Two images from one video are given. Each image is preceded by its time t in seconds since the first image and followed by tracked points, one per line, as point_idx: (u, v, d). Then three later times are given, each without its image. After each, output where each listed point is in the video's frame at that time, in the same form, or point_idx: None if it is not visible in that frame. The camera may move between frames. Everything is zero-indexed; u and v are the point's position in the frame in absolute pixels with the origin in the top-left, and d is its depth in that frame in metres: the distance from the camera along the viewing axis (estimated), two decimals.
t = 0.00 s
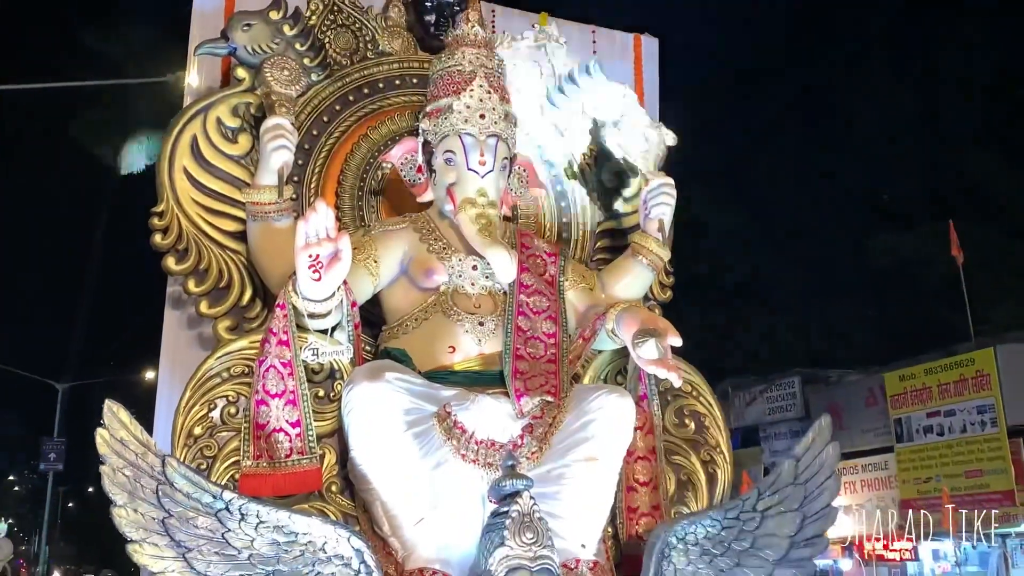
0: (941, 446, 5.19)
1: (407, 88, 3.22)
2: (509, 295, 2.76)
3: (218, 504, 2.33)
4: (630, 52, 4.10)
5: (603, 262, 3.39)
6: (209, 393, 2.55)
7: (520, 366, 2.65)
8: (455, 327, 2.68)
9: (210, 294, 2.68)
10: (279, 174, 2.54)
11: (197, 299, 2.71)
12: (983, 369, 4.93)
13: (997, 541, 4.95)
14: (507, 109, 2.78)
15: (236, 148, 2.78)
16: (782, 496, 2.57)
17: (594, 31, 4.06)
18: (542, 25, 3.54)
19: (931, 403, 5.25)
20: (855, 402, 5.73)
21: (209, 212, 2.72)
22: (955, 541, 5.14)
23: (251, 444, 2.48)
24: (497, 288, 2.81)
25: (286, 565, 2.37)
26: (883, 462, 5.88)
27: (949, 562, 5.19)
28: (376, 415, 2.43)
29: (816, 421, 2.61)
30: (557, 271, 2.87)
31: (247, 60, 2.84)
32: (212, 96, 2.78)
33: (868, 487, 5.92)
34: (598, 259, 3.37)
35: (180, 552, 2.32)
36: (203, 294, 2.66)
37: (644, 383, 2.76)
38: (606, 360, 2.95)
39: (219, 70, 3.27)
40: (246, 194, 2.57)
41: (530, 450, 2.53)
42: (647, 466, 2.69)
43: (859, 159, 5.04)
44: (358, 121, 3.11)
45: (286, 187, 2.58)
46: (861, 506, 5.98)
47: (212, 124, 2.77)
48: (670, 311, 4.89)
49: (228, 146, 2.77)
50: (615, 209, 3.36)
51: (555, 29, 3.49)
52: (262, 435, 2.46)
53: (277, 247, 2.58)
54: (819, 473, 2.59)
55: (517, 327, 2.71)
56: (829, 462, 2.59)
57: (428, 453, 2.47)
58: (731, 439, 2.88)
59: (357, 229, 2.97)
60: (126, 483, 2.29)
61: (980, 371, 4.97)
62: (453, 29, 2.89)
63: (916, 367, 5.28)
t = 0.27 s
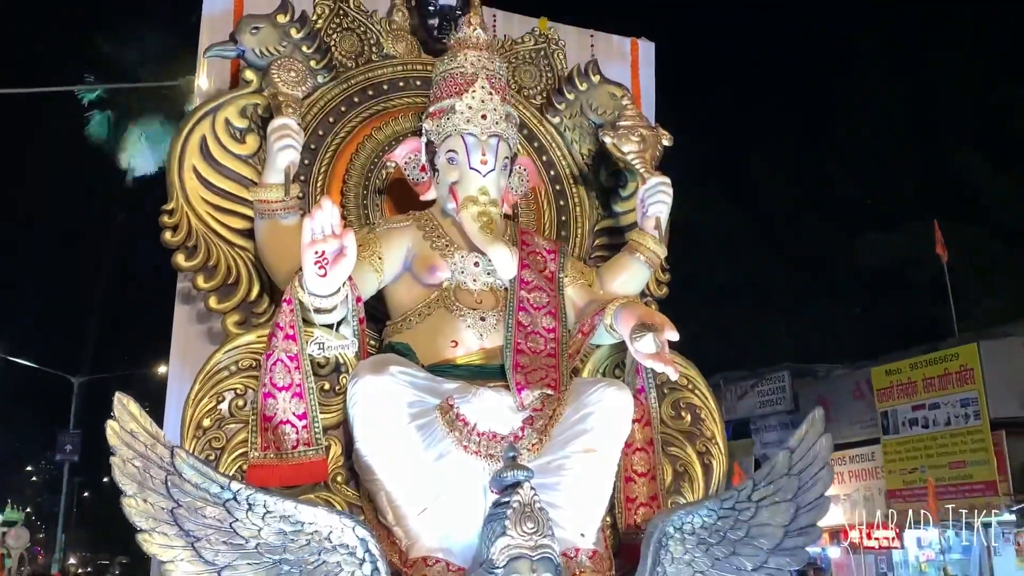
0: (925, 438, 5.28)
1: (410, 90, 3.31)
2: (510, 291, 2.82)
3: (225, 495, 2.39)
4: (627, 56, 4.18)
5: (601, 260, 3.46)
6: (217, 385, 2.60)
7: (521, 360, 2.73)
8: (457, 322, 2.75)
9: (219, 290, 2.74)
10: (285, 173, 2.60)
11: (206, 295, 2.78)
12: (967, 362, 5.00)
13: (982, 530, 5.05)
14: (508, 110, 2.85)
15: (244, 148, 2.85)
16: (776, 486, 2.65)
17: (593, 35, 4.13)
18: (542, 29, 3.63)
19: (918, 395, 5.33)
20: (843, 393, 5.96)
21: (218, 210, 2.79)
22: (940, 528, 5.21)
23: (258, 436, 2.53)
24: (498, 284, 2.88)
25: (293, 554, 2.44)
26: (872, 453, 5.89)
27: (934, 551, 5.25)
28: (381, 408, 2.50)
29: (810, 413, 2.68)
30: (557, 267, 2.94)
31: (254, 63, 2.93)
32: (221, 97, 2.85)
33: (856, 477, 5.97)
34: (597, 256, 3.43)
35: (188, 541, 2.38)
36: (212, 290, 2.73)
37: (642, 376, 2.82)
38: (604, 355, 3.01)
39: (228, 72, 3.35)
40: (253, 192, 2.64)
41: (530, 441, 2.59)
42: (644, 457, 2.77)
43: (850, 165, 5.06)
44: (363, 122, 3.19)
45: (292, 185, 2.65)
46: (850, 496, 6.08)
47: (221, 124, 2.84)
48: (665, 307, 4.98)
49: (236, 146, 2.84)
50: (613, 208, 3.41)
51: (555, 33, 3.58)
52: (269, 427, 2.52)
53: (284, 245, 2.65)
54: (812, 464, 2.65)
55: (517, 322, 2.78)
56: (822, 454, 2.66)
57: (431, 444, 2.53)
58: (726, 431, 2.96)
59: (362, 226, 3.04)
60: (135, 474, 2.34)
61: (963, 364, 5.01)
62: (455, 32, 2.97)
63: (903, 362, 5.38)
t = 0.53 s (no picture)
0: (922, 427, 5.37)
1: (412, 82, 3.33)
2: (512, 282, 2.83)
3: (228, 485, 2.42)
4: (628, 49, 4.18)
5: (602, 252, 3.47)
6: (220, 376, 2.61)
7: (523, 351, 2.74)
8: (459, 313, 2.75)
9: (222, 281, 2.76)
10: (287, 165, 2.61)
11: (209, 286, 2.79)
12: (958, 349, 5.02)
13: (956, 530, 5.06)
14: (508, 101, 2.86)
15: (246, 141, 2.86)
16: (777, 476, 2.68)
17: (593, 28, 4.14)
18: (543, 22, 3.64)
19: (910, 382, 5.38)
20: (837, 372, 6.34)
21: (221, 202, 2.81)
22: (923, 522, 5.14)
23: (261, 427, 2.55)
24: (501, 275, 2.88)
25: (295, 544, 2.45)
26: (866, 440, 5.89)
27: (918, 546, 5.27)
28: (382, 398, 2.52)
29: (810, 404, 2.70)
30: (558, 259, 2.95)
31: (256, 55, 2.94)
32: (223, 89, 2.87)
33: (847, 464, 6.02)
34: (598, 248, 3.44)
35: (191, 532, 2.39)
36: (215, 281, 2.74)
37: (643, 367, 2.85)
38: (606, 346, 3.02)
39: (230, 64, 3.36)
40: (255, 183, 2.65)
41: (532, 431, 2.61)
42: (647, 447, 2.78)
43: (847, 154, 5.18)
44: (364, 114, 3.20)
45: (293, 177, 2.65)
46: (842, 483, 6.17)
47: (223, 117, 2.84)
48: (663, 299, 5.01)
49: (238, 138, 2.85)
50: (614, 200, 3.44)
51: (556, 26, 3.59)
52: (272, 418, 2.53)
53: (286, 237, 2.66)
54: (813, 454, 2.69)
55: (520, 312, 2.79)
56: (822, 445, 2.69)
57: (434, 434, 2.54)
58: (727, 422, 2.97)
59: (364, 218, 3.05)
60: (139, 464, 2.36)
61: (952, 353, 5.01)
62: (456, 24, 2.98)
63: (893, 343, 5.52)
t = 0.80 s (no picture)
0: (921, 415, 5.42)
1: (414, 69, 3.33)
2: (514, 267, 2.84)
3: (232, 468, 2.43)
4: (630, 35, 4.19)
5: (604, 238, 3.49)
6: (224, 360, 2.62)
7: (525, 336, 2.75)
8: (462, 298, 2.76)
9: (226, 267, 2.76)
10: (290, 150, 2.62)
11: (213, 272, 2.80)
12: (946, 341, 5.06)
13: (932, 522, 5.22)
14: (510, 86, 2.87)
15: (249, 127, 2.87)
16: (778, 459, 2.69)
17: (595, 14, 4.15)
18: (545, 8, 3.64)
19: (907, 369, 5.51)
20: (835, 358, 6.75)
21: (224, 188, 2.82)
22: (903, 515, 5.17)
23: (265, 410, 2.57)
24: (503, 260, 2.89)
25: (300, 526, 2.47)
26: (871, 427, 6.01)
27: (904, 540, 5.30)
28: (385, 381, 2.54)
29: (811, 387, 2.70)
30: (561, 244, 2.95)
31: (259, 41, 2.94)
32: (226, 75, 2.87)
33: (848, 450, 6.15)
34: (599, 234, 3.45)
35: (195, 514, 2.43)
36: (219, 267, 2.75)
37: (645, 351, 2.86)
38: (607, 331, 3.03)
39: (233, 50, 3.37)
40: (258, 169, 2.66)
41: (534, 415, 2.62)
42: (648, 432, 2.80)
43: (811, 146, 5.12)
44: (366, 101, 3.21)
45: (297, 162, 2.67)
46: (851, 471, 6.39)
47: (226, 102, 2.86)
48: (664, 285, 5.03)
49: (241, 124, 2.86)
50: (616, 185, 3.46)
51: (558, 12, 3.58)
52: (276, 402, 2.55)
53: (289, 221, 2.68)
54: (813, 438, 2.70)
55: (522, 297, 2.79)
56: (823, 428, 2.69)
57: (437, 418, 2.57)
58: (729, 406, 2.99)
59: (366, 204, 3.06)
60: (143, 447, 2.39)
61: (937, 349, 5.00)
62: (458, 9, 2.99)
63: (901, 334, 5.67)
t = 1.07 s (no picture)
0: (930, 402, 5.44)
1: (418, 53, 3.34)
2: (517, 250, 2.85)
3: (238, 449, 2.48)
4: (633, 18, 4.19)
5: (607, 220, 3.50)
6: (230, 342, 2.64)
7: (528, 318, 2.75)
8: (466, 281, 2.78)
9: (232, 250, 2.77)
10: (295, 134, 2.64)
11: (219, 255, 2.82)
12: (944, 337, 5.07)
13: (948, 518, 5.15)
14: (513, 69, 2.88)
15: (254, 111, 2.88)
16: (781, 440, 2.77)
17: None
18: None
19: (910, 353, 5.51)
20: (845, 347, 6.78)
21: (230, 172, 2.84)
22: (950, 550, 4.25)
23: (270, 391, 2.59)
24: (507, 243, 2.89)
25: (306, 507, 2.51)
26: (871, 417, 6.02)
27: None
28: (390, 363, 2.56)
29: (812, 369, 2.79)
30: (564, 227, 2.96)
31: (264, 25, 2.97)
32: (231, 60, 2.88)
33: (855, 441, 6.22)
34: (603, 216, 3.47)
35: (202, 494, 2.44)
36: (225, 250, 2.76)
37: (648, 333, 2.87)
38: (611, 313, 3.04)
39: (238, 34, 3.39)
40: (263, 152, 2.68)
41: (538, 397, 2.65)
42: (651, 413, 2.81)
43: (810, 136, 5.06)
44: (370, 86, 3.22)
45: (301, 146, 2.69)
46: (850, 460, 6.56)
47: (231, 86, 2.87)
48: (669, 268, 5.05)
49: (245, 108, 2.88)
50: (618, 169, 3.46)
51: None
52: (281, 383, 2.58)
53: (294, 205, 2.70)
54: (816, 418, 2.78)
55: (525, 280, 2.80)
56: (824, 409, 2.78)
57: (440, 400, 2.60)
58: (731, 388, 2.98)
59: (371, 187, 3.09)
60: (150, 428, 2.40)
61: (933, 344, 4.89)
62: None
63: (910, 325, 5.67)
